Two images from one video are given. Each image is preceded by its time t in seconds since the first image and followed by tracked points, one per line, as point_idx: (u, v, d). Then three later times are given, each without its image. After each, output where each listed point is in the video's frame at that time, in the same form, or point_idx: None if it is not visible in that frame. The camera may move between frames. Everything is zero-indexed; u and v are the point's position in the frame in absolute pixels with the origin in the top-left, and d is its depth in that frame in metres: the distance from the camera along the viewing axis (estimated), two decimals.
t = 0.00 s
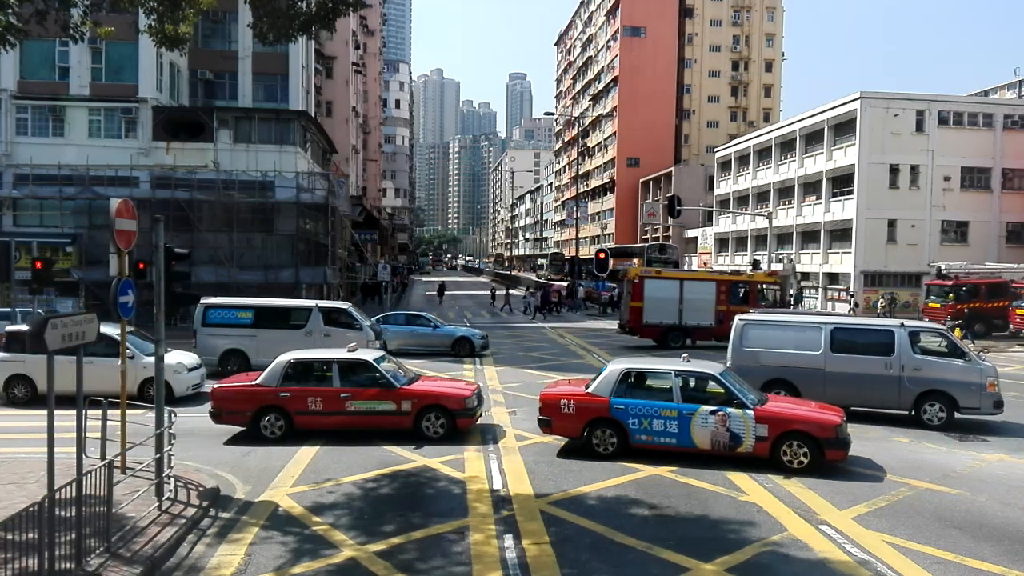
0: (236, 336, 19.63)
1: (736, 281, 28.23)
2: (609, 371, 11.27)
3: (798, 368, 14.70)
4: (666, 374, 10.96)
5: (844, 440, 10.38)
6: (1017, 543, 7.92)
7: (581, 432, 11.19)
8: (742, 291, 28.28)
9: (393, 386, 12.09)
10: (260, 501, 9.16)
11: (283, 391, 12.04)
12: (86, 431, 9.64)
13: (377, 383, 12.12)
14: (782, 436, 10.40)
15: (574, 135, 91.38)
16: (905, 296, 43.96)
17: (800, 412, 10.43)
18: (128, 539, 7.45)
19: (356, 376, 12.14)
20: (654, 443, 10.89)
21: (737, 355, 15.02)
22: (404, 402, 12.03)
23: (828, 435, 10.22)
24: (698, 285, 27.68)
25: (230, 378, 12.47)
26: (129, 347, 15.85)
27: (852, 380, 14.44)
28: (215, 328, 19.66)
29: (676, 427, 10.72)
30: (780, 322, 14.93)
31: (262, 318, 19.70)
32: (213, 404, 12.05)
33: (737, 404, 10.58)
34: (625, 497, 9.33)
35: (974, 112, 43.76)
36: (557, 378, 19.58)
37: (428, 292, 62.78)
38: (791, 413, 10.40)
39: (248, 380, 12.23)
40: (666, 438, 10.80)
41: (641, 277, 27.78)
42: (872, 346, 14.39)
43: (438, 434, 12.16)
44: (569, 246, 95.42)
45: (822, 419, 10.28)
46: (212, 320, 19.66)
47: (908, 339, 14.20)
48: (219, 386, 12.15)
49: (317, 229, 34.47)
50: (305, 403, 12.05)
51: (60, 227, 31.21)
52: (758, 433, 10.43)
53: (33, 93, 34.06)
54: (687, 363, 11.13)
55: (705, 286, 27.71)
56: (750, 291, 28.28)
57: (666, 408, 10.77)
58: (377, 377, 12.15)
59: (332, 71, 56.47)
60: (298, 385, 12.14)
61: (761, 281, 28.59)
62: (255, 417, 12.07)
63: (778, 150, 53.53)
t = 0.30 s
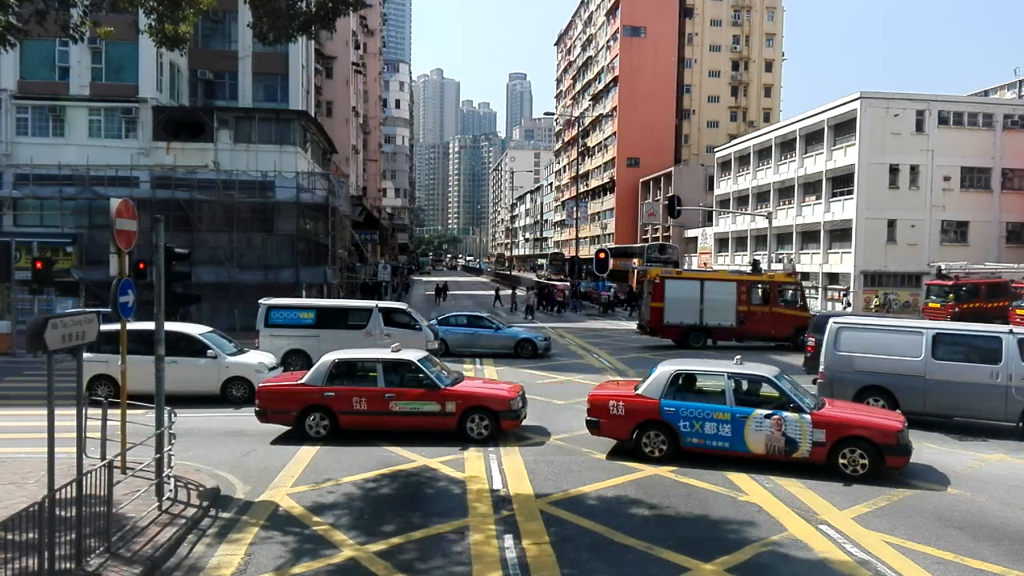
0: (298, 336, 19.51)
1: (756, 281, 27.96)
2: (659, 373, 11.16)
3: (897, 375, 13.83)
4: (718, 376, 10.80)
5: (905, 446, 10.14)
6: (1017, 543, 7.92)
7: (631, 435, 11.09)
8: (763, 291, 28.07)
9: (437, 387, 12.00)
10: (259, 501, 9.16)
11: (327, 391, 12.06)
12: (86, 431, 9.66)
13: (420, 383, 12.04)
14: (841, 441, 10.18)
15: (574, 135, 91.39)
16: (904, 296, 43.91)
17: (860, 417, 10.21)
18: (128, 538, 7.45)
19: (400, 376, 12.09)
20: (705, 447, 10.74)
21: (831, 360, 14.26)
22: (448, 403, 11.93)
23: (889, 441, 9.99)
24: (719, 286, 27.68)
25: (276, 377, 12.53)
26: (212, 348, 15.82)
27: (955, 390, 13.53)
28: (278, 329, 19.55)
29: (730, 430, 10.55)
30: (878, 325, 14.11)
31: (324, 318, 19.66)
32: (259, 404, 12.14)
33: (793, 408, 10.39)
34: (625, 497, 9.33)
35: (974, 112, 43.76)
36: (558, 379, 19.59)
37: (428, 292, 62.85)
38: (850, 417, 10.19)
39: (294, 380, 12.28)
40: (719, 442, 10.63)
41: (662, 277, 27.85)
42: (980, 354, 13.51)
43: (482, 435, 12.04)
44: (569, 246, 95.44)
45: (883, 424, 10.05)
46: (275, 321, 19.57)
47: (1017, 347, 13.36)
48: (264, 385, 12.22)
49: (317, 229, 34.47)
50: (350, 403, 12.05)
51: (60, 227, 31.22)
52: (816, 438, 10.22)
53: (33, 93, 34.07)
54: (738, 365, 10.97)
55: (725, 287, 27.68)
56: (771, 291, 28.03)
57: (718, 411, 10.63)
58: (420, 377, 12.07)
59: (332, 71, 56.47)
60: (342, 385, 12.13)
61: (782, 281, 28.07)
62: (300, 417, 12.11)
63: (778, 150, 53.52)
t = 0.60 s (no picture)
0: (361, 336, 19.57)
1: (774, 281, 27.84)
2: (721, 376, 10.82)
3: (1008, 385, 12.73)
4: (783, 380, 10.43)
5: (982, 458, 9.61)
6: (1017, 543, 7.92)
7: (691, 440, 10.77)
8: (780, 291, 27.94)
9: (481, 388, 11.94)
10: (259, 501, 9.16)
11: (370, 392, 12.01)
12: (86, 431, 9.66)
13: (464, 384, 11.99)
14: (913, 451, 9.70)
15: (574, 135, 91.39)
16: (904, 296, 43.97)
17: (933, 426, 9.73)
18: (128, 538, 7.45)
19: (443, 377, 12.03)
20: (768, 454, 10.36)
21: (934, 368, 13.14)
22: (492, 404, 11.86)
23: (965, 452, 9.47)
24: (736, 286, 27.66)
25: (319, 378, 12.53)
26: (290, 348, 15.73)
27: None
28: (341, 328, 19.62)
29: (795, 437, 10.16)
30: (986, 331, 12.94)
31: (387, 318, 19.73)
32: (302, 404, 12.13)
33: (862, 415, 9.94)
34: (625, 497, 9.33)
35: (974, 112, 43.77)
36: (560, 379, 19.57)
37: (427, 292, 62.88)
38: (923, 426, 9.71)
39: (337, 380, 12.25)
40: (784, 449, 10.26)
41: (680, 278, 27.88)
42: None
43: (525, 437, 11.91)
44: (569, 245, 95.40)
45: (959, 434, 9.55)
46: (338, 320, 19.64)
47: None
48: (308, 385, 12.21)
49: (318, 229, 34.46)
50: (393, 404, 12.00)
51: (60, 227, 31.29)
52: (887, 446, 9.76)
53: (33, 93, 34.09)
54: (806, 369, 10.57)
55: (742, 287, 27.64)
56: (788, 292, 27.90)
57: (783, 417, 10.25)
58: (463, 378, 12.02)
59: (332, 71, 56.48)
60: (386, 386, 12.08)
61: (800, 281, 27.90)
62: (343, 418, 12.07)
63: (778, 150, 53.52)
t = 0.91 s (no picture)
0: (421, 335, 19.87)
1: (788, 282, 27.84)
2: (795, 381, 10.43)
3: None
4: (861, 386, 9.99)
5: None
6: (1017, 543, 7.92)
7: (761, 447, 10.44)
8: (794, 292, 27.92)
9: (524, 390, 11.88)
10: (259, 501, 9.15)
11: (412, 392, 12.02)
12: (87, 431, 9.66)
13: (506, 385, 11.95)
14: (1001, 463, 9.19)
15: (574, 135, 91.38)
16: (904, 296, 44.32)
17: None
18: (128, 538, 7.45)
19: (485, 379, 12.01)
20: (844, 463, 9.97)
21: None
22: (535, 406, 11.77)
23: None
24: (750, 286, 27.70)
25: (362, 378, 12.58)
26: (369, 348, 15.67)
27: None
28: (400, 328, 19.92)
29: (872, 446, 9.73)
30: None
31: (445, 319, 19.98)
32: (345, 404, 12.19)
33: (946, 424, 9.46)
34: (625, 497, 9.33)
35: (974, 112, 43.78)
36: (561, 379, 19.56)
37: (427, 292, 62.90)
38: (1012, 437, 9.19)
39: (379, 381, 12.29)
40: (861, 458, 9.83)
41: (694, 278, 27.94)
42: None
43: (569, 440, 11.79)
44: (569, 246, 95.32)
45: None
46: (398, 319, 19.96)
47: None
48: (351, 385, 12.26)
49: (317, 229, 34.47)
50: (435, 405, 12.00)
51: (60, 227, 31.33)
52: (971, 458, 9.27)
53: (33, 93, 34.08)
54: (885, 375, 10.12)
55: (757, 287, 27.69)
56: (801, 292, 27.90)
57: (859, 425, 9.83)
58: (506, 379, 11.99)
59: (333, 71, 56.48)
60: (428, 386, 12.09)
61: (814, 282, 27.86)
62: (386, 418, 12.10)
63: (778, 150, 53.53)
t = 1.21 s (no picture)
0: (479, 337, 19.64)
1: (800, 282, 27.79)
2: (880, 388, 9.85)
3: None
4: (953, 395, 9.38)
5: None
6: (1017, 543, 7.92)
7: (843, 456, 9.92)
8: (805, 292, 27.88)
9: (574, 391, 11.69)
10: (259, 501, 9.16)
11: (461, 394, 11.89)
12: (87, 431, 9.67)
13: (556, 387, 11.75)
14: None
15: (574, 135, 91.39)
16: (904, 296, 44.73)
17: None
18: (128, 538, 7.45)
19: (535, 380, 11.83)
20: (933, 476, 9.41)
21: None
22: (586, 407, 11.58)
23: None
24: (761, 286, 27.83)
25: (409, 379, 12.49)
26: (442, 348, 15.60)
27: None
28: (458, 329, 19.74)
29: (965, 458, 9.14)
30: None
31: (502, 320, 19.73)
32: (394, 405, 12.12)
33: None
34: (625, 497, 9.33)
35: (974, 112, 43.79)
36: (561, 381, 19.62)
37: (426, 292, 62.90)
38: None
39: (427, 381, 12.20)
40: (951, 471, 9.26)
41: (706, 278, 28.15)
42: None
43: (622, 442, 11.62)
44: (569, 246, 95.28)
45: None
46: (456, 321, 19.80)
47: None
48: (399, 386, 12.18)
49: (318, 229, 34.50)
50: (484, 406, 11.84)
51: (60, 227, 31.36)
52: None
53: (32, 93, 34.06)
54: (978, 384, 9.47)
55: (768, 287, 27.80)
56: (813, 292, 27.83)
57: (951, 436, 9.23)
58: (556, 381, 11.79)
59: (332, 71, 56.47)
60: (477, 387, 11.95)
61: (825, 282, 27.79)
62: (434, 419, 12.01)
63: (778, 150, 53.53)
